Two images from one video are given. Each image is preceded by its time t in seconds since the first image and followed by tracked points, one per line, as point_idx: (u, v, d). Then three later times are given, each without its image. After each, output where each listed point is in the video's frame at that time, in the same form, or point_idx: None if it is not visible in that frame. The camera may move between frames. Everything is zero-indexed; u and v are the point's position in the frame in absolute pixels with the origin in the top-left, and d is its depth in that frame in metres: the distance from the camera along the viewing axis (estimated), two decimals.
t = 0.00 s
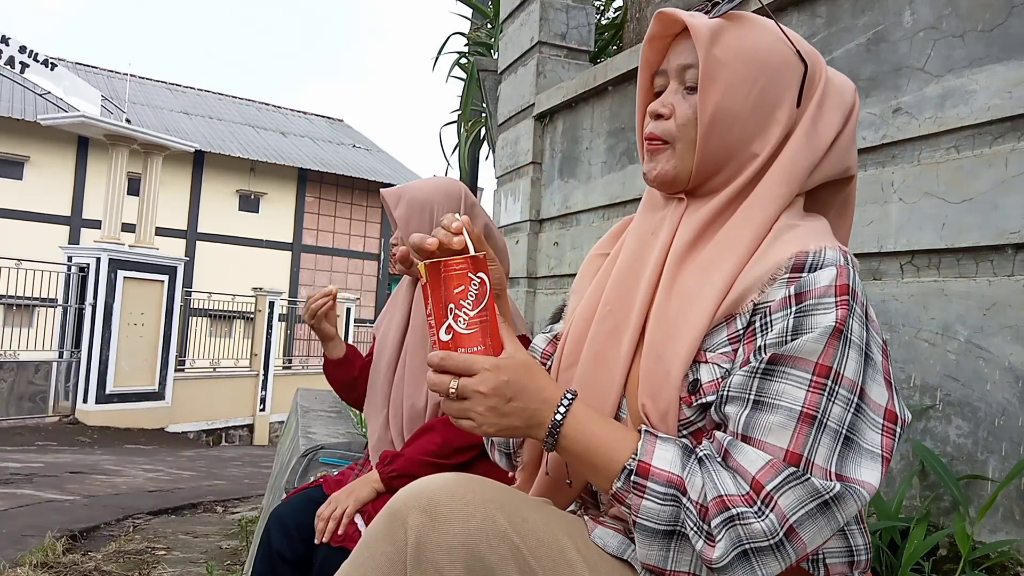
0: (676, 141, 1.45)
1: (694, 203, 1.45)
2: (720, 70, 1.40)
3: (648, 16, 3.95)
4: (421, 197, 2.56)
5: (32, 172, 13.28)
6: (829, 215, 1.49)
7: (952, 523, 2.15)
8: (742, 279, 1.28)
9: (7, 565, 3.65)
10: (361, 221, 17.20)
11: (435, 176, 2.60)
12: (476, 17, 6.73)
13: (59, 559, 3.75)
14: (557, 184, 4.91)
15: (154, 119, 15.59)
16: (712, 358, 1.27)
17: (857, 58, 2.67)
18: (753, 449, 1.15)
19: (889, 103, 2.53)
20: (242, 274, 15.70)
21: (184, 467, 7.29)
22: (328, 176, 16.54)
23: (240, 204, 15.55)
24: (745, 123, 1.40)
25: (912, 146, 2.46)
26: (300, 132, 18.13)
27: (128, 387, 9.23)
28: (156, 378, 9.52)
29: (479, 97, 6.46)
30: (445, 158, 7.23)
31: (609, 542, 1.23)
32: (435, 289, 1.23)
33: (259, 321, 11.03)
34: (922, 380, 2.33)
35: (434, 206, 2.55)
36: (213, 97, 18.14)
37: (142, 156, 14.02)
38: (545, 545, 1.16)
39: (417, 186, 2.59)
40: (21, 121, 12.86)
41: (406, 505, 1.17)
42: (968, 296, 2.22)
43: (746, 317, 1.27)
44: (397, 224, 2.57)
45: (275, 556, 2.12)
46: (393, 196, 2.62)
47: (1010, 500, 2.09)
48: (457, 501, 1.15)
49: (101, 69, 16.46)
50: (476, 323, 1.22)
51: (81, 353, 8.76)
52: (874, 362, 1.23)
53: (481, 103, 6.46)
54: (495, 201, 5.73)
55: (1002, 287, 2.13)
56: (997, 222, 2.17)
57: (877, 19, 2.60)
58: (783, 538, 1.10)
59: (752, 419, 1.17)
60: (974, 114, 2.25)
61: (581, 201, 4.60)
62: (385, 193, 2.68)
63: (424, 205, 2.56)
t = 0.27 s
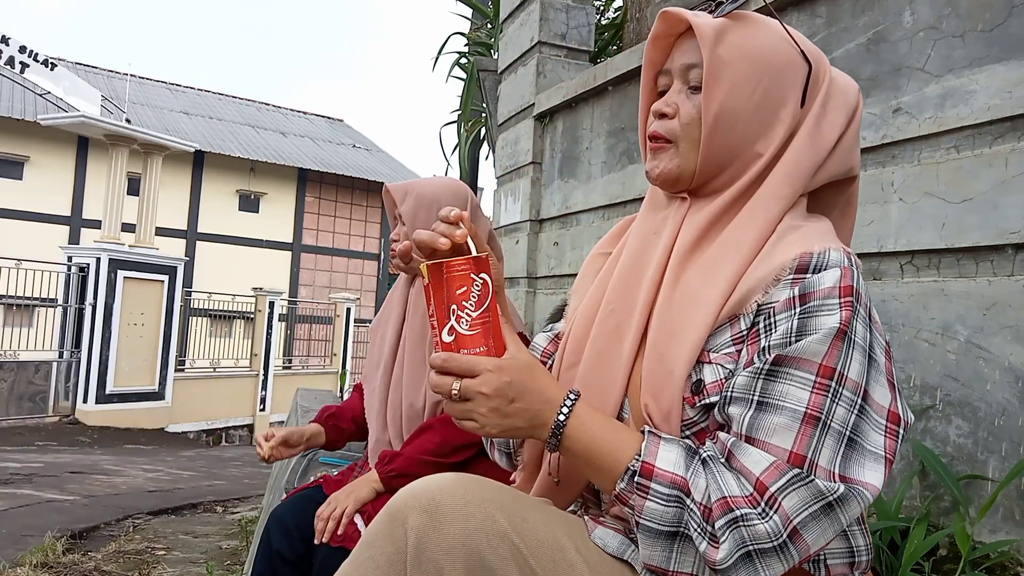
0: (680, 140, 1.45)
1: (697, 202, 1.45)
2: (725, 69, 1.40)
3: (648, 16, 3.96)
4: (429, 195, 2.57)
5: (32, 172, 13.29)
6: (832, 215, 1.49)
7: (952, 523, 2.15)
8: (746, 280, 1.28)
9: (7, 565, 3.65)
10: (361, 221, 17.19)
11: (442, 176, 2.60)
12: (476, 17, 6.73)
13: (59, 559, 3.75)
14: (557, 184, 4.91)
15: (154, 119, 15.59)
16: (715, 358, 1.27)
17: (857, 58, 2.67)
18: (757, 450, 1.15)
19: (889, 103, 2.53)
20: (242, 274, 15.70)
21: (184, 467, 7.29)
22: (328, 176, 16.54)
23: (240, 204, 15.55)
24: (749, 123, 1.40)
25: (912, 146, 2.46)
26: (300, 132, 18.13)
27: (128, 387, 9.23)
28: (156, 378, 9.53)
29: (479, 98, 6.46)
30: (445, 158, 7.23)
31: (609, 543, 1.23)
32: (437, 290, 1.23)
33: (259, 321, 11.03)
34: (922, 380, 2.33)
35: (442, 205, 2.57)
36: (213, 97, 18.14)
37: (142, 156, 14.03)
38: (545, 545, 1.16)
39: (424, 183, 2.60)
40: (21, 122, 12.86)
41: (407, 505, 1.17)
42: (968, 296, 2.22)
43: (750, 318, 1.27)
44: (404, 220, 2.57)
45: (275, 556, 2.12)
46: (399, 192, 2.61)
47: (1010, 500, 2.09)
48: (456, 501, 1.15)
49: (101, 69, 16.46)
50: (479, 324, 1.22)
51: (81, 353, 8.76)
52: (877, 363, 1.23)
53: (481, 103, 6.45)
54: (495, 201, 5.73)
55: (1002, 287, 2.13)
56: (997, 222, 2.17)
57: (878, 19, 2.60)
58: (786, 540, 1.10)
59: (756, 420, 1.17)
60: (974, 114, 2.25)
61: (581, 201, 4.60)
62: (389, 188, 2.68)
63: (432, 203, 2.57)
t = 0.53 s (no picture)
0: (681, 140, 1.45)
1: (699, 202, 1.45)
2: (726, 70, 1.40)
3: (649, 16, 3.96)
4: (426, 192, 2.59)
5: (32, 172, 13.29)
6: (833, 214, 1.49)
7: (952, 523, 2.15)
8: (748, 280, 1.28)
9: (7, 565, 3.65)
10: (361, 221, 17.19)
11: (438, 175, 2.63)
12: (476, 17, 6.73)
13: (59, 559, 3.75)
14: (557, 184, 4.91)
15: (154, 119, 15.59)
16: (717, 359, 1.27)
17: (857, 58, 2.67)
18: (760, 451, 1.15)
19: (889, 102, 2.53)
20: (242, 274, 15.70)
21: (184, 467, 7.29)
22: (328, 176, 16.54)
23: (240, 204, 15.55)
24: (750, 123, 1.40)
25: (912, 146, 2.46)
26: (300, 132, 18.13)
27: (128, 387, 9.23)
28: (156, 378, 9.53)
29: (479, 98, 6.47)
30: (445, 158, 7.22)
31: (609, 544, 1.23)
32: (436, 293, 1.22)
33: (259, 321, 11.03)
34: (922, 380, 2.33)
35: (439, 203, 2.60)
36: (213, 97, 18.14)
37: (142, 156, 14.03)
38: (546, 546, 1.16)
39: (420, 182, 2.62)
40: (21, 121, 12.86)
41: (407, 505, 1.17)
42: (968, 295, 2.22)
43: (752, 318, 1.27)
44: (401, 218, 2.58)
45: (275, 556, 2.12)
46: (395, 190, 2.62)
47: (1010, 500, 2.09)
48: (456, 501, 1.15)
49: (101, 69, 16.46)
50: (478, 327, 1.22)
51: (81, 353, 8.76)
52: (879, 364, 1.23)
53: (481, 103, 6.46)
54: (495, 201, 5.73)
55: (1001, 287, 2.13)
56: (997, 222, 2.17)
57: (878, 19, 2.60)
58: (789, 541, 1.10)
59: (759, 421, 1.17)
60: (974, 114, 2.25)
61: (581, 201, 4.60)
62: (383, 185, 2.68)
63: (430, 201, 2.59)
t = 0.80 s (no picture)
0: (680, 142, 1.45)
1: (699, 203, 1.45)
2: (722, 71, 1.40)
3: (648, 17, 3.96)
4: (422, 191, 2.62)
5: (32, 172, 13.29)
6: (834, 211, 1.49)
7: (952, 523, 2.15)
8: (749, 280, 1.28)
9: (7, 565, 3.65)
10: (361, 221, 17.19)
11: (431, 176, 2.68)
12: (476, 16, 6.73)
13: (59, 559, 3.75)
14: (557, 184, 4.91)
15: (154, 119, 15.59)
16: (719, 359, 1.26)
17: (857, 58, 2.67)
18: (762, 453, 1.15)
19: (889, 102, 2.53)
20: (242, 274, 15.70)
21: (184, 467, 7.29)
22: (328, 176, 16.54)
23: (240, 204, 15.56)
24: (748, 123, 1.40)
25: (912, 146, 2.46)
26: (300, 132, 18.13)
27: (128, 387, 9.23)
28: (156, 378, 9.53)
29: (479, 98, 6.46)
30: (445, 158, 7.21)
31: (610, 544, 1.22)
32: (434, 297, 1.23)
33: (259, 321, 11.03)
34: (922, 380, 2.33)
35: (434, 202, 2.64)
36: (213, 97, 18.14)
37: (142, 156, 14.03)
38: (546, 546, 1.16)
39: (415, 181, 2.65)
40: (21, 121, 12.86)
41: (408, 505, 1.17)
42: (968, 296, 2.22)
43: (753, 318, 1.27)
44: (396, 217, 2.60)
45: (275, 556, 2.14)
46: (389, 188, 2.62)
47: (1010, 500, 2.09)
48: (456, 500, 1.15)
49: (101, 69, 16.46)
50: (478, 329, 1.24)
51: (81, 353, 8.76)
52: (881, 364, 1.23)
53: (481, 103, 6.46)
54: (495, 201, 5.73)
55: (1002, 287, 2.13)
56: (997, 222, 2.17)
57: (878, 19, 2.60)
58: (791, 543, 1.10)
59: (761, 422, 1.17)
60: (974, 114, 2.25)
61: (581, 201, 4.60)
62: (376, 184, 2.68)
63: (425, 200, 2.62)
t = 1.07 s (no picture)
0: (676, 143, 1.45)
1: (697, 203, 1.45)
2: (715, 72, 1.40)
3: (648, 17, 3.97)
4: (417, 192, 2.65)
5: (32, 172, 13.29)
6: (834, 207, 1.49)
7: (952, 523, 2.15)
8: (746, 280, 1.28)
9: (7, 565, 3.65)
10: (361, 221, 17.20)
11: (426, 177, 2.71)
12: (476, 16, 6.73)
13: (59, 559, 3.75)
14: (557, 184, 4.91)
15: (154, 119, 15.58)
16: (716, 359, 1.27)
17: (857, 57, 2.68)
18: (759, 454, 1.15)
19: (889, 103, 2.53)
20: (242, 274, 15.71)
21: (184, 467, 7.29)
22: (328, 176, 16.54)
23: (240, 204, 15.56)
24: (743, 123, 1.40)
25: (912, 145, 2.46)
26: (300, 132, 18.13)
27: (128, 387, 9.23)
28: (156, 377, 9.53)
29: (479, 98, 6.47)
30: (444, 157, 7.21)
31: (610, 544, 1.22)
32: (428, 306, 1.24)
33: (259, 321, 11.03)
34: (922, 381, 2.33)
35: (429, 203, 2.67)
36: (213, 97, 18.15)
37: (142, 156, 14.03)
38: (547, 546, 1.16)
39: (410, 182, 2.67)
40: (21, 121, 12.86)
41: (409, 506, 1.17)
42: (968, 295, 2.22)
43: (751, 318, 1.27)
44: (392, 217, 2.61)
45: (275, 557, 2.13)
46: (385, 189, 2.64)
47: (1010, 500, 2.09)
48: (457, 502, 1.15)
49: (101, 69, 16.45)
50: (471, 338, 1.23)
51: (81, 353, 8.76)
52: (878, 363, 1.23)
53: (481, 103, 6.47)
54: (495, 200, 5.73)
55: (1001, 287, 2.13)
56: (997, 222, 2.17)
57: (878, 19, 2.60)
58: (789, 544, 1.10)
59: (758, 423, 1.17)
60: (974, 114, 2.25)
61: (581, 201, 4.60)
62: (371, 184, 2.69)
63: (420, 201, 2.65)
